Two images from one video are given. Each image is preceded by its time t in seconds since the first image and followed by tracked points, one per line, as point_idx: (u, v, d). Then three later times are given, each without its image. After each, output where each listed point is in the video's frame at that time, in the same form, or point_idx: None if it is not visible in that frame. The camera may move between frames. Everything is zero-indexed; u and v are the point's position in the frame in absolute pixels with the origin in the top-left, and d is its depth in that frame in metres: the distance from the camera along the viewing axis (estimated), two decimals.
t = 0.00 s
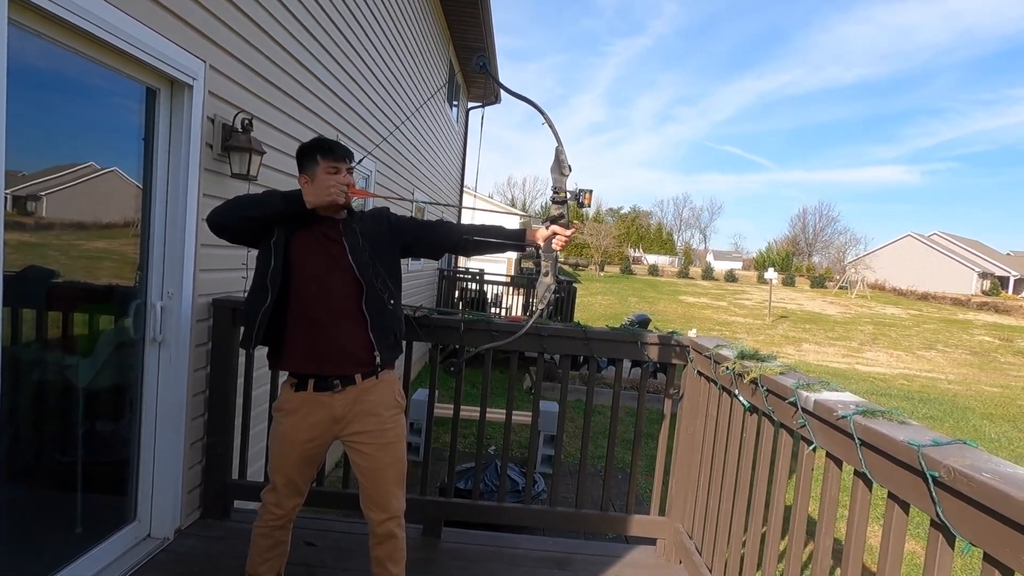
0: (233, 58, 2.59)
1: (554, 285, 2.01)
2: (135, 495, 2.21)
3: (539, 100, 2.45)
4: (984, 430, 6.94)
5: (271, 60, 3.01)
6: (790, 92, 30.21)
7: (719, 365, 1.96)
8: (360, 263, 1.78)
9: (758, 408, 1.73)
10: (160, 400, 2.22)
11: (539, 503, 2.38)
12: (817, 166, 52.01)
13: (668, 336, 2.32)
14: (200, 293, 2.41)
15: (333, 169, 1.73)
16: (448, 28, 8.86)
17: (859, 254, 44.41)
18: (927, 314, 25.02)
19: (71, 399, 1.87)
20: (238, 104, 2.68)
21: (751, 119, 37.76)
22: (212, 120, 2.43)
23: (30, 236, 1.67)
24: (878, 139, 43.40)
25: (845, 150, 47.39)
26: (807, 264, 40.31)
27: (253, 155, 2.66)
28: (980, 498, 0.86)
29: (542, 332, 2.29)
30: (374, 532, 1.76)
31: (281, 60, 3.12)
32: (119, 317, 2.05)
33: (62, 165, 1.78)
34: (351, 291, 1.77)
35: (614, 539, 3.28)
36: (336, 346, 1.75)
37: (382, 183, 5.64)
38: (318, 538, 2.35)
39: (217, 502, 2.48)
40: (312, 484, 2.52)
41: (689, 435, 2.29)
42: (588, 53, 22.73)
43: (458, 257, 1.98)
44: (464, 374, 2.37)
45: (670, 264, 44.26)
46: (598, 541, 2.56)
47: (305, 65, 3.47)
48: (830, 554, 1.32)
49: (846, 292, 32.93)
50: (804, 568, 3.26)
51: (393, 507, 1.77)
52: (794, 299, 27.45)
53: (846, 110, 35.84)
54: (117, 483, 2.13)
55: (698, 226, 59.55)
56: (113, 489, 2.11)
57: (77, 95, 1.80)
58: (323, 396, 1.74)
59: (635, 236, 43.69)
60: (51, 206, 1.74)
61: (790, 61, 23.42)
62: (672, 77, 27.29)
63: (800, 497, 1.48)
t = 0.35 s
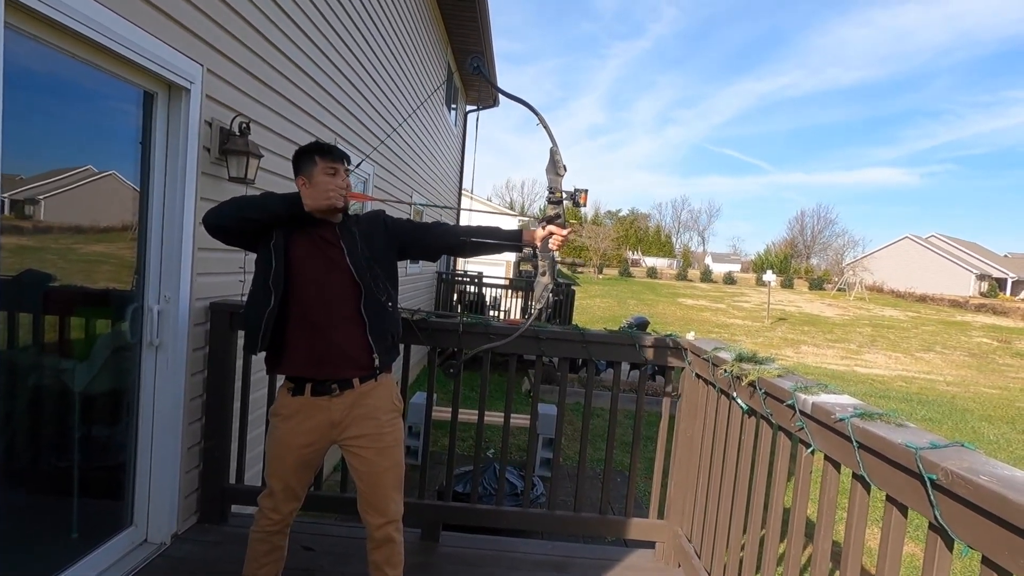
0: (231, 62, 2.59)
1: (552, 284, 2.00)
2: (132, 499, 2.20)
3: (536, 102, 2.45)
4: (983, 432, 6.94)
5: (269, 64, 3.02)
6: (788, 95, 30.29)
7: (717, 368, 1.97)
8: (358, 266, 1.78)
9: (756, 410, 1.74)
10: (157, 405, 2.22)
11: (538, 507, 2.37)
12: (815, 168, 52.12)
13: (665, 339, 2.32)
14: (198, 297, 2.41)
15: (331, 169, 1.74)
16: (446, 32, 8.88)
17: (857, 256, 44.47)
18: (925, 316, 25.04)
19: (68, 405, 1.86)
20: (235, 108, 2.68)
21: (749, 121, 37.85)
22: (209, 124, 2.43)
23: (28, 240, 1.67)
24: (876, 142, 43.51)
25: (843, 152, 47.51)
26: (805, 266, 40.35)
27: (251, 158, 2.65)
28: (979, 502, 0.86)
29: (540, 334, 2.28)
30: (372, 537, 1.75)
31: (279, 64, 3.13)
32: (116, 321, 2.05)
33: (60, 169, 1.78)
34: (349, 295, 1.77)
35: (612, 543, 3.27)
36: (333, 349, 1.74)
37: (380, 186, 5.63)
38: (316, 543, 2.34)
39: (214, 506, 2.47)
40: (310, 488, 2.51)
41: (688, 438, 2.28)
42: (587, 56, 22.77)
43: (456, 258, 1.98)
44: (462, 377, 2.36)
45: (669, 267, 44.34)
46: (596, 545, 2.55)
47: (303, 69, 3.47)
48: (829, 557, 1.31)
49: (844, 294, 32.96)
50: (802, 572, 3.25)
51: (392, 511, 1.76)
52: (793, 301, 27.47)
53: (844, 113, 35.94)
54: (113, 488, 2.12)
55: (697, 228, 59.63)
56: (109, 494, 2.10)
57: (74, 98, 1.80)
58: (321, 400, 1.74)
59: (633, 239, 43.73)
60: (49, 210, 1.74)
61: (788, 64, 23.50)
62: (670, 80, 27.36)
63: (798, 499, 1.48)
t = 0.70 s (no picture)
0: (226, 66, 2.59)
1: (549, 285, 1.99)
2: (127, 504, 2.19)
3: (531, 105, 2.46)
4: (979, 433, 6.96)
5: (265, 67, 3.02)
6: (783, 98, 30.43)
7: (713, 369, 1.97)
8: (352, 269, 1.77)
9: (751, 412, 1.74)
10: (151, 410, 2.20)
11: (535, 510, 2.37)
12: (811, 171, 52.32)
13: (661, 340, 2.32)
14: (193, 301, 2.40)
15: (330, 173, 1.76)
16: (443, 35, 8.90)
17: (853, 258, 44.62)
18: (921, 317, 25.15)
19: (62, 410, 1.85)
20: (231, 112, 2.68)
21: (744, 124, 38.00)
22: (204, 127, 2.43)
23: (23, 243, 1.66)
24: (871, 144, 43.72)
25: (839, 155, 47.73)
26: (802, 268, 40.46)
27: (247, 162, 2.65)
28: (973, 504, 0.86)
29: (537, 337, 2.28)
30: (368, 541, 1.74)
31: (275, 67, 3.13)
32: (111, 325, 2.04)
33: (55, 172, 1.77)
34: (343, 298, 1.77)
35: (609, 546, 3.27)
36: (328, 353, 1.74)
37: (376, 188, 5.64)
38: (312, 547, 2.33)
39: (209, 511, 2.46)
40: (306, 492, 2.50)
41: (685, 440, 2.29)
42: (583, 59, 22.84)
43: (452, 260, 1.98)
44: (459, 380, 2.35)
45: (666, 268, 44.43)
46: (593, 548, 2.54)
47: (299, 72, 3.47)
48: (825, 559, 1.31)
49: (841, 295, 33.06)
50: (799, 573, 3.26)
51: (388, 515, 1.75)
52: (789, 302, 27.54)
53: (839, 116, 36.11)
54: (108, 493, 2.10)
55: (694, 230, 59.76)
56: (104, 499, 2.09)
57: (69, 102, 1.80)
58: (316, 404, 1.73)
59: (630, 241, 43.80)
60: (44, 213, 1.73)
61: (783, 67, 23.61)
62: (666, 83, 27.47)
63: (794, 501, 1.48)
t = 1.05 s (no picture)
0: (228, 67, 2.60)
1: (550, 286, 2.00)
2: (130, 505, 2.19)
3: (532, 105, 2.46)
4: (983, 432, 6.94)
5: (267, 69, 3.02)
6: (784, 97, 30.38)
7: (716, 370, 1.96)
8: (352, 268, 1.77)
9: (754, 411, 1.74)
10: (155, 411, 2.21)
11: (538, 510, 2.36)
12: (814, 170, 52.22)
13: (664, 340, 2.32)
14: (195, 302, 2.40)
15: (332, 174, 1.77)
16: (444, 36, 8.91)
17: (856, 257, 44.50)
18: (924, 317, 25.10)
19: (65, 411, 1.86)
20: (233, 113, 2.69)
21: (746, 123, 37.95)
22: (206, 129, 2.43)
23: (26, 245, 1.66)
24: (873, 144, 43.62)
25: (841, 154, 47.64)
26: (804, 267, 40.36)
27: (249, 163, 2.66)
28: (976, 502, 0.86)
29: (539, 337, 2.28)
30: (370, 540, 1.74)
31: (277, 69, 3.13)
32: (114, 326, 2.04)
33: (58, 173, 1.78)
34: (344, 299, 1.77)
35: (612, 546, 3.26)
36: (329, 352, 1.74)
37: (378, 189, 5.64)
38: (315, 547, 2.33)
39: (212, 511, 2.46)
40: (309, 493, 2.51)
41: (688, 440, 2.28)
42: (584, 59, 22.84)
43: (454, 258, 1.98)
44: (462, 380, 2.34)
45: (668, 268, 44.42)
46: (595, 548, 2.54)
47: (301, 74, 3.48)
48: (829, 559, 1.31)
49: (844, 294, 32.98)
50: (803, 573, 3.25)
51: (389, 515, 1.75)
52: (792, 302, 27.48)
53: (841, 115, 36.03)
54: (111, 494, 2.11)
55: (696, 230, 59.74)
56: (108, 500, 2.10)
57: (71, 103, 1.80)
58: (317, 405, 1.73)
59: (633, 241, 43.77)
60: (48, 215, 1.74)
61: (784, 66, 23.58)
62: (667, 83, 27.46)
63: (797, 501, 1.47)
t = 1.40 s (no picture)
0: (232, 68, 2.60)
1: (553, 285, 1.96)
2: (133, 506, 2.20)
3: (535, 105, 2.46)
4: (987, 434, 6.92)
5: (271, 70, 3.03)
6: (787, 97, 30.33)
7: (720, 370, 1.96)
8: (356, 269, 1.77)
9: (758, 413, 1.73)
10: (158, 411, 2.21)
11: (541, 511, 2.36)
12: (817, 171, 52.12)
13: (666, 341, 2.31)
14: (199, 303, 2.41)
15: (334, 175, 1.77)
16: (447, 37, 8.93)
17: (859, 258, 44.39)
18: (928, 317, 25.01)
19: (69, 411, 1.86)
20: (237, 114, 2.69)
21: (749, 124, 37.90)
22: (210, 130, 2.44)
23: (31, 246, 1.67)
24: (876, 144, 43.53)
25: (844, 155, 47.54)
26: (808, 268, 40.26)
27: (252, 164, 2.67)
28: (982, 504, 0.86)
29: (542, 338, 2.28)
30: (374, 541, 1.75)
31: (281, 71, 3.15)
32: (117, 327, 2.04)
33: (63, 174, 1.78)
34: (347, 300, 1.77)
35: (615, 548, 3.26)
36: (332, 353, 1.74)
37: (381, 190, 5.66)
38: (319, 548, 2.33)
39: (215, 512, 2.46)
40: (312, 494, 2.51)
41: (691, 441, 2.27)
42: (587, 59, 22.84)
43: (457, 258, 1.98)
44: (465, 381, 2.33)
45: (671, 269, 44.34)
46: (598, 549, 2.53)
47: (304, 76, 3.49)
48: (834, 561, 1.30)
49: (847, 295, 32.88)
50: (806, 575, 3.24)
51: (393, 515, 1.75)
52: (795, 303, 27.42)
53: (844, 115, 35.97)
54: (114, 494, 2.11)
55: (698, 231, 59.68)
56: (111, 500, 2.10)
57: (76, 104, 1.81)
58: (321, 406, 1.73)
59: (635, 242, 43.73)
60: (53, 216, 1.75)
61: (788, 66, 23.54)
62: (669, 83, 27.45)
63: (802, 503, 1.47)
